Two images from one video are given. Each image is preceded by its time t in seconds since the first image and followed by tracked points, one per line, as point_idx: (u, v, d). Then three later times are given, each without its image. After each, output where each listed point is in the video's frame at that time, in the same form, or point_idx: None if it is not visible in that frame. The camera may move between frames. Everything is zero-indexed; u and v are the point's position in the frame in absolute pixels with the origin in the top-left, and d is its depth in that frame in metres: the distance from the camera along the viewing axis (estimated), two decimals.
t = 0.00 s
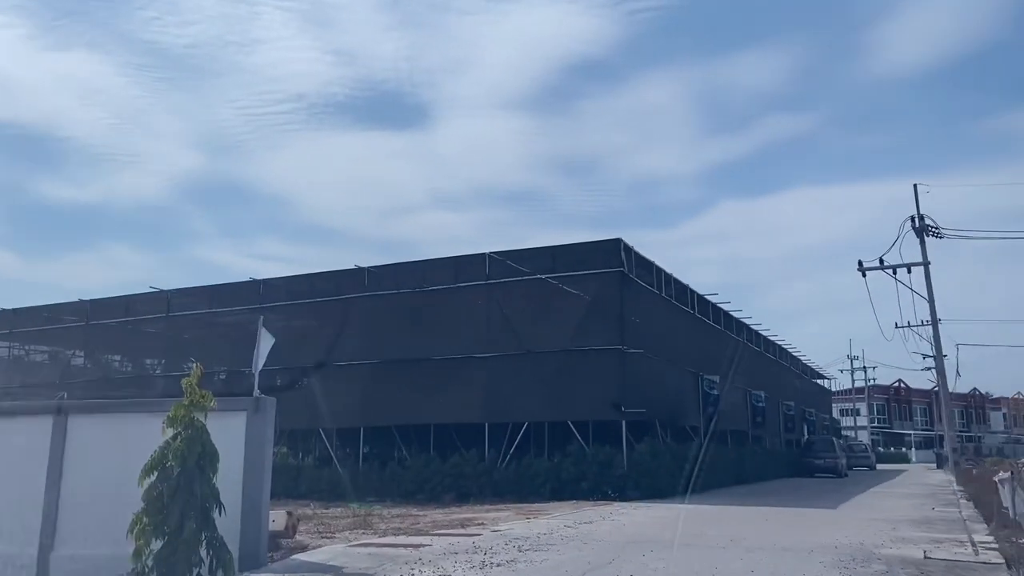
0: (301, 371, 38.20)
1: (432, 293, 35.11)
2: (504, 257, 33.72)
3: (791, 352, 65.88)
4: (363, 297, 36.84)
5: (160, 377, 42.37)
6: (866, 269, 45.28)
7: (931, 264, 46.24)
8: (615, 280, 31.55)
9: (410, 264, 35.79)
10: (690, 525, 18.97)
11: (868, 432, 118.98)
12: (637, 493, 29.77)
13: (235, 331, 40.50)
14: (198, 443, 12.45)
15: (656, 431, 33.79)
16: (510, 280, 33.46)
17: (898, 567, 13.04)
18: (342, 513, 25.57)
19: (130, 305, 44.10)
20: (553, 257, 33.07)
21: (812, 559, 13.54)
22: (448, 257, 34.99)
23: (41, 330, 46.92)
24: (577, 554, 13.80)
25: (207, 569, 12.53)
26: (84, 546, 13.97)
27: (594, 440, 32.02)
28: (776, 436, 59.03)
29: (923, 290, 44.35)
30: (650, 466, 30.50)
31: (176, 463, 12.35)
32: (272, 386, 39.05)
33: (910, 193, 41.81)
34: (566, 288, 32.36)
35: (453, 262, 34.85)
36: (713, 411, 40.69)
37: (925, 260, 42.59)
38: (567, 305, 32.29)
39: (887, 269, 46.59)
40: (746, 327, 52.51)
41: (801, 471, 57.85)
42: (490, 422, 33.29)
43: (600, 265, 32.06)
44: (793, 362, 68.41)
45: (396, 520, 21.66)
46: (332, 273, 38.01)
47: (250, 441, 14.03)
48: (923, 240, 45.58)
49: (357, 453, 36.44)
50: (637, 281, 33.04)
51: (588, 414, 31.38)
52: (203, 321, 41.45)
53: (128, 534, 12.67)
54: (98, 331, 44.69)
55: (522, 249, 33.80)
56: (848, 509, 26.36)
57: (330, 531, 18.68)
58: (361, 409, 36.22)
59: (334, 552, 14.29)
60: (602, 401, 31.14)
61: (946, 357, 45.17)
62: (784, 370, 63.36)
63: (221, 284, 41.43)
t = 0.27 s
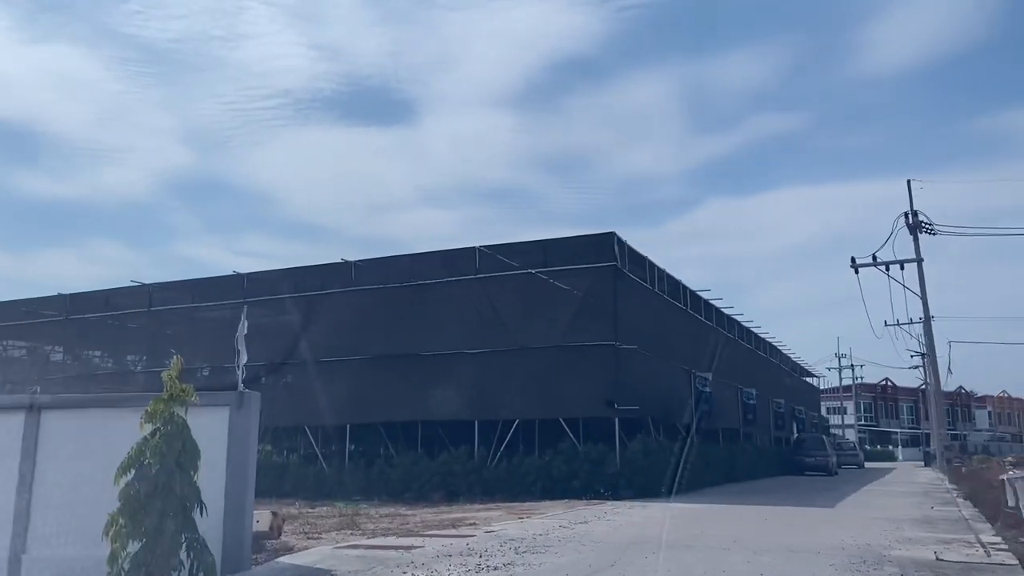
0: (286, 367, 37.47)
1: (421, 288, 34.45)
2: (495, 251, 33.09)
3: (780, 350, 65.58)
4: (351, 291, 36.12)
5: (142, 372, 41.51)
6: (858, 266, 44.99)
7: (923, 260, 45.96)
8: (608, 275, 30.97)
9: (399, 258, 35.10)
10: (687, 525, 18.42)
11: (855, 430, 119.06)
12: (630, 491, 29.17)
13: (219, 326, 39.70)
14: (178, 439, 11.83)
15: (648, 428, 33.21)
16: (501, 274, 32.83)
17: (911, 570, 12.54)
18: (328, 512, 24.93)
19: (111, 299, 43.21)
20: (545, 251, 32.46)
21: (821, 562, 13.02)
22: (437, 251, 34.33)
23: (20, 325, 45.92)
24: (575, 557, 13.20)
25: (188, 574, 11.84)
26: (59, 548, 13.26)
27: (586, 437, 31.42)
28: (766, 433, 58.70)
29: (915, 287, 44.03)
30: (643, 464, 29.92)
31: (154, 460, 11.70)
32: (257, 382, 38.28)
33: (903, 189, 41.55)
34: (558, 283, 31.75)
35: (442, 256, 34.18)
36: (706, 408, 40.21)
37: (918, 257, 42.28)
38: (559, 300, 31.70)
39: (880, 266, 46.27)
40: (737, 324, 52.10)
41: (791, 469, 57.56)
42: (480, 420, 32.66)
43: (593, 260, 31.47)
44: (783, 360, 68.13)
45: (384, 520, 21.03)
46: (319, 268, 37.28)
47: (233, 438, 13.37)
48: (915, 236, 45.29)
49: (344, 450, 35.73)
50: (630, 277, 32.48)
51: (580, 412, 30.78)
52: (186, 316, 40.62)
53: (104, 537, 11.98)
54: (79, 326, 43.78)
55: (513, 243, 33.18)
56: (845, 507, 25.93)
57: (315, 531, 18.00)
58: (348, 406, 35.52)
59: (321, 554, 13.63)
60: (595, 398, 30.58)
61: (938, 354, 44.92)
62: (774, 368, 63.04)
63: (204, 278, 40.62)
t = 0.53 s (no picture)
0: (277, 363, 36.86)
1: (414, 283, 33.87)
2: (489, 245, 32.53)
3: (774, 347, 65.27)
4: (342, 286, 35.51)
5: (129, 369, 40.81)
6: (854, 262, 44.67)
7: (919, 256, 45.69)
8: (604, 269, 30.44)
9: (391, 252, 34.50)
10: (690, 524, 17.97)
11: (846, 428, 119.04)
12: (626, 489, 28.62)
13: (208, 322, 39.05)
14: (164, 436, 11.26)
15: (644, 425, 32.72)
16: (496, 269, 32.28)
17: (927, 570, 12.09)
18: (320, 511, 24.38)
19: (98, 294, 42.49)
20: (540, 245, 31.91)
21: (833, 562, 12.56)
22: (429, 246, 33.76)
23: (4, 320, 45.16)
24: (579, 558, 12.69)
25: None
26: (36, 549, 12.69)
27: (582, 435, 30.90)
28: (760, 431, 58.37)
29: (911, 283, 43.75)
30: (639, 461, 29.39)
31: (137, 458, 11.13)
32: (246, 379, 37.66)
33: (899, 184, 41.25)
34: (553, 277, 31.23)
35: (435, 251, 33.61)
36: (701, 405, 39.78)
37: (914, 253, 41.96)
38: (554, 295, 31.18)
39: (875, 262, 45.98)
40: (732, 321, 51.71)
41: (785, 467, 57.24)
42: (474, 417, 32.14)
43: (588, 254, 30.94)
44: (777, 357, 67.83)
45: (378, 520, 20.48)
46: (309, 262, 36.66)
47: (221, 435, 12.79)
48: (911, 232, 44.96)
49: (336, 448, 35.14)
50: (626, 271, 31.98)
51: (576, 408, 30.28)
52: (174, 311, 39.94)
53: (84, 537, 11.41)
54: (65, 322, 43.06)
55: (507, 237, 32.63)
56: (846, 505, 25.51)
57: (306, 531, 17.43)
58: (339, 402, 34.94)
59: (313, 556, 13.08)
60: (590, 394, 30.10)
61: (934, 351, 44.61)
62: (768, 365, 62.71)
63: (193, 273, 39.96)
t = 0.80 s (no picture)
0: (264, 358, 36.07)
1: (405, 276, 33.13)
2: (482, 237, 31.78)
3: (767, 342, 64.88)
4: (331, 279, 34.73)
5: (113, 363, 39.95)
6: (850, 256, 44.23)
7: (915, 251, 45.27)
8: (600, 262, 29.76)
9: (381, 244, 33.73)
10: (693, 523, 17.36)
11: (836, 424, 118.92)
12: (623, 486, 27.84)
13: (194, 316, 38.25)
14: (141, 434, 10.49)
15: (640, 421, 32.09)
16: (489, 261, 31.57)
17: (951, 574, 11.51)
18: (308, 510, 23.67)
19: (81, 287, 41.58)
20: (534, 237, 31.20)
21: (852, 566, 11.96)
22: (421, 238, 33.02)
23: None
24: (584, 562, 12.04)
25: None
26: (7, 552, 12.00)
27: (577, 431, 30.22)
28: (754, 427, 57.94)
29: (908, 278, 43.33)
30: (636, 458, 28.69)
31: (113, 457, 10.40)
32: (233, 374, 36.85)
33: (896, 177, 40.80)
34: (548, 270, 30.53)
35: (427, 243, 32.87)
36: (697, 401, 39.23)
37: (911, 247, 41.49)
38: (549, 289, 30.50)
39: (871, 256, 45.54)
40: (726, 316, 51.17)
41: (778, 463, 56.85)
42: (466, 413, 31.47)
43: (584, 247, 30.23)
44: (769, 353, 67.39)
45: (368, 518, 19.79)
46: (297, 255, 35.87)
47: (204, 431, 12.06)
48: (907, 225, 44.53)
49: (325, 444, 34.40)
50: (623, 264, 31.32)
51: (571, 404, 29.63)
52: (159, 304, 39.10)
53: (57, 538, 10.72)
54: (46, 316, 42.14)
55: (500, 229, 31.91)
56: (849, 502, 24.98)
57: (294, 531, 16.72)
58: (328, 398, 34.19)
59: (303, 559, 12.37)
60: (586, 389, 29.46)
61: (930, 346, 44.21)
62: (761, 361, 62.27)
63: (178, 265, 39.09)
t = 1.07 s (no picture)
0: (255, 354, 35.46)
1: (398, 271, 32.56)
2: (477, 231, 31.23)
3: (762, 339, 64.50)
4: (324, 275, 34.14)
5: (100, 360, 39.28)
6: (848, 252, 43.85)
7: (914, 247, 44.91)
8: (598, 257, 29.24)
9: (375, 239, 33.15)
10: (697, 524, 16.89)
11: (829, 421, 118.72)
12: (621, 485, 27.29)
13: (183, 312, 37.61)
14: (122, 433, 9.90)
15: (637, 419, 31.59)
16: (484, 256, 31.02)
17: None
18: (300, 510, 23.12)
19: (68, 282, 40.88)
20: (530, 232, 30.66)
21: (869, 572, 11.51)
22: (415, 233, 32.44)
23: None
24: (589, 567, 11.53)
25: None
26: None
27: (573, 428, 29.69)
28: (749, 424, 57.57)
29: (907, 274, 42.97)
30: (633, 456, 28.15)
31: (92, 458, 9.80)
32: (223, 370, 36.23)
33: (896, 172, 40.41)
34: (544, 265, 30.00)
35: (421, 238, 32.29)
36: (694, 398, 38.78)
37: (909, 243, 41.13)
38: (545, 284, 29.97)
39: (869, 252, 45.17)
40: (722, 313, 50.73)
41: (774, 460, 56.53)
42: (461, 410, 30.93)
43: (581, 242, 29.70)
44: (764, 350, 67.00)
45: (361, 519, 19.26)
46: (289, 249, 35.25)
47: (190, 429, 11.49)
48: (905, 221, 44.20)
49: (316, 442, 33.78)
50: (620, 259, 30.80)
51: (568, 401, 29.11)
52: (148, 300, 38.44)
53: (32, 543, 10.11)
54: (33, 311, 41.42)
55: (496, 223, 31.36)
56: (851, 502, 24.57)
57: (285, 533, 16.14)
58: (320, 395, 33.61)
59: (294, 565, 11.82)
60: (583, 387, 28.95)
61: (928, 343, 43.89)
62: (756, 357, 61.89)
63: (168, 260, 38.43)
